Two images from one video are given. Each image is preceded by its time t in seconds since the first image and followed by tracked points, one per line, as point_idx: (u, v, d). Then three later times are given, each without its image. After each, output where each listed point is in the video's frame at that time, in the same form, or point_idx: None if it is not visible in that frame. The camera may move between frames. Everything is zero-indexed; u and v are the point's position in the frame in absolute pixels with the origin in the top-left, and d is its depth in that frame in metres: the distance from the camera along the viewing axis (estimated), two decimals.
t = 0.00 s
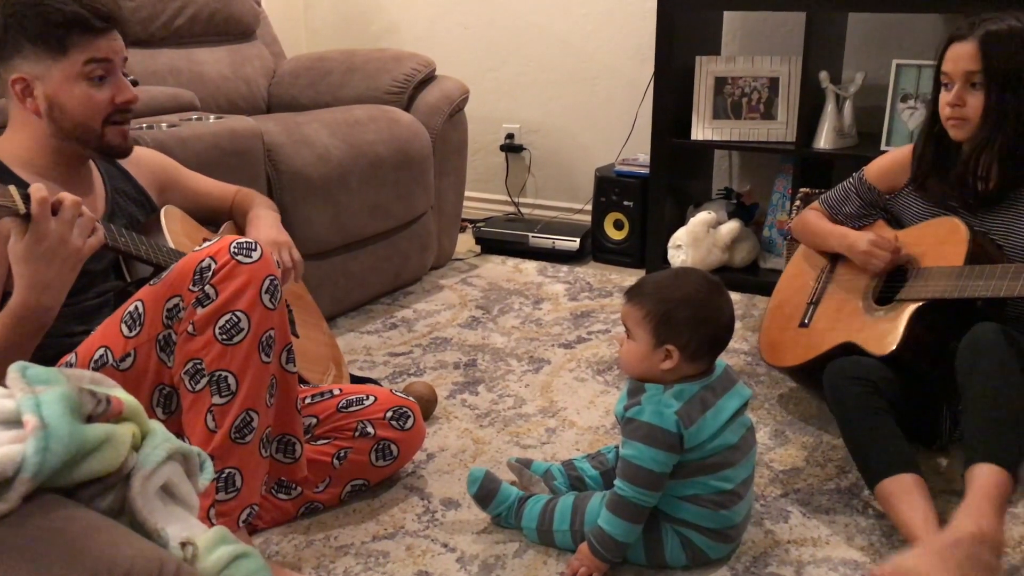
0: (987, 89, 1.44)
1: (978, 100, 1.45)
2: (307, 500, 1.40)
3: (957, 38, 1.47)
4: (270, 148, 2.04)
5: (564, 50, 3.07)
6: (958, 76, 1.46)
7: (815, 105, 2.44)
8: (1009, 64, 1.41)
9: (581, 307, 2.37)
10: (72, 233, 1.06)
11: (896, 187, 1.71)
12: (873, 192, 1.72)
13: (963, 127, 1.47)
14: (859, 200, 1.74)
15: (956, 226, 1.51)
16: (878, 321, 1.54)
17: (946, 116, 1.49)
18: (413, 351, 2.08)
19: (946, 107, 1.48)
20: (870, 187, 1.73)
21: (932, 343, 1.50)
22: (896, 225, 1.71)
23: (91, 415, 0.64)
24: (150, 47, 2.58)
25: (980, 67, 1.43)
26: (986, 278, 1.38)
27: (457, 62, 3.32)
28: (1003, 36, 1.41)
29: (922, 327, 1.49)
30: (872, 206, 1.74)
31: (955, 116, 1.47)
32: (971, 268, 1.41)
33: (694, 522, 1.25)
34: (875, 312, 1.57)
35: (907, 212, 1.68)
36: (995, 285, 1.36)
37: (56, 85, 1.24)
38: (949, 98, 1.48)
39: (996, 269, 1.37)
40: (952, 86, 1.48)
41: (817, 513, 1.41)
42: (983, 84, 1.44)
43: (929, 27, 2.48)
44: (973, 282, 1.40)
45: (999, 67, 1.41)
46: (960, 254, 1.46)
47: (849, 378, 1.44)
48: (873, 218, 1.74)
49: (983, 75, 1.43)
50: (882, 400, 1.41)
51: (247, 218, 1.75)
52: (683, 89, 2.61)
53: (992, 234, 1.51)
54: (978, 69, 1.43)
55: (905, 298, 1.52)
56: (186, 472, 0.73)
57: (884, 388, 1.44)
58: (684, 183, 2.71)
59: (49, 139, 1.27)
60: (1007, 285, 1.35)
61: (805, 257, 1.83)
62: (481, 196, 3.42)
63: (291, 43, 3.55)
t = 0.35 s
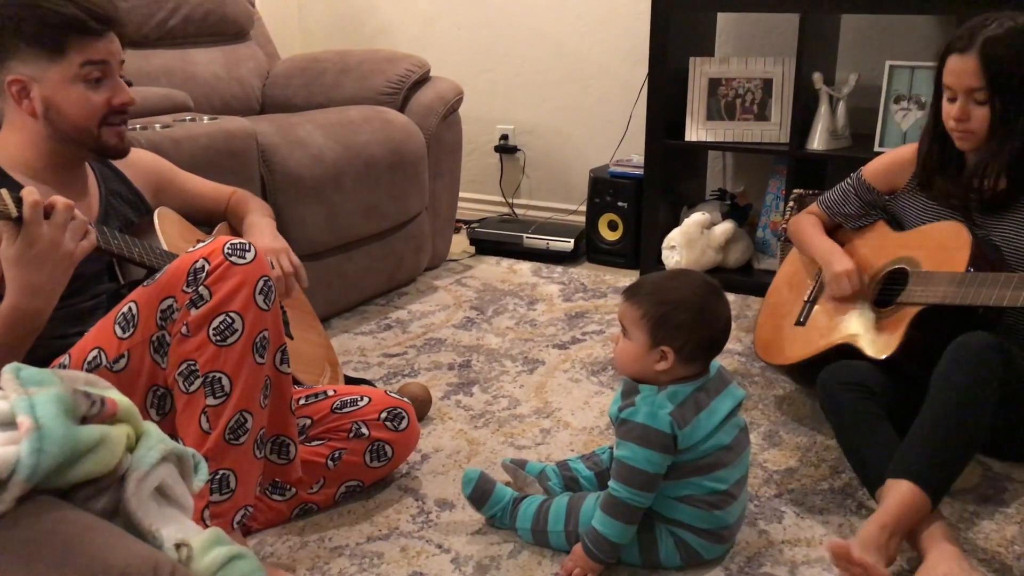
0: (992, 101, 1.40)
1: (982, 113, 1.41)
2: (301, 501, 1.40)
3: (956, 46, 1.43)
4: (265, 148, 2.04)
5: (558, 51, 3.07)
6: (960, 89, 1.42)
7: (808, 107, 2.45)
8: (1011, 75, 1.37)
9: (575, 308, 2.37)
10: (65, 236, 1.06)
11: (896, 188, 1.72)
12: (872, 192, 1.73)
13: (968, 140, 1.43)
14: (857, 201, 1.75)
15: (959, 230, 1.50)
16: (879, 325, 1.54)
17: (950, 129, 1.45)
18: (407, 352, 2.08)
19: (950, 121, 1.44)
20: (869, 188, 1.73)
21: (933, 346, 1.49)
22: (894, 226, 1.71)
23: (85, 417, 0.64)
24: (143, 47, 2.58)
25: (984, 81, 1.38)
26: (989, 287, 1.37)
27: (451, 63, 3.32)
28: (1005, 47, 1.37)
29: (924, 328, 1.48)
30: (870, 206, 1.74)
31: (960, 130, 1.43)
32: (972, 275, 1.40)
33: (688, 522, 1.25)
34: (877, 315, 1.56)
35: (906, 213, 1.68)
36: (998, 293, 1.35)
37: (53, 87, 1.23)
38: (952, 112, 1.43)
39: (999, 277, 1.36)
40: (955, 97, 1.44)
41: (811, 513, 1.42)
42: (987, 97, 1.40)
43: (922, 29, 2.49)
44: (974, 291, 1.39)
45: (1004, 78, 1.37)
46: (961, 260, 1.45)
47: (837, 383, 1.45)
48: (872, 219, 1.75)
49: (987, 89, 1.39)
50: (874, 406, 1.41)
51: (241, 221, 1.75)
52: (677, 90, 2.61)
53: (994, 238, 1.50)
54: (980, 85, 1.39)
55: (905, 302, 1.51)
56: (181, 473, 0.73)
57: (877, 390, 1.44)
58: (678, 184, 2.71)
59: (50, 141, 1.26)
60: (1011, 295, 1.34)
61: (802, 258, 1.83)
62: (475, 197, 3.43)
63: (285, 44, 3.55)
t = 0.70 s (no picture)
0: (1003, 109, 1.40)
1: (993, 121, 1.41)
2: (293, 501, 1.40)
3: (962, 53, 1.42)
4: (254, 148, 2.04)
5: (548, 50, 3.07)
6: (971, 97, 1.41)
7: (798, 106, 2.46)
8: None
9: (566, 307, 2.38)
10: (52, 239, 1.06)
11: (884, 187, 1.73)
12: (862, 191, 1.74)
13: (978, 148, 1.43)
14: (847, 200, 1.76)
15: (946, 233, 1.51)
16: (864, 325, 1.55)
17: (959, 136, 1.44)
18: (398, 352, 2.08)
19: (961, 129, 1.43)
20: (858, 186, 1.74)
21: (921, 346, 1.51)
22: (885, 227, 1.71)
23: (76, 417, 0.64)
24: (132, 48, 2.57)
25: (998, 90, 1.38)
26: (974, 293, 1.38)
27: (441, 63, 3.32)
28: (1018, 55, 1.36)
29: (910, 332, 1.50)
30: (860, 205, 1.75)
31: (972, 137, 1.43)
32: (957, 280, 1.40)
33: (679, 520, 1.25)
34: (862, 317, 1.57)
35: (894, 211, 1.69)
36: (985, 301, 1.35)
37: (36, 83, 1.23)
38: (964, 120, 1.42)
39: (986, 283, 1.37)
40: (963, 105, 1.43)
41: (801, 510, 1.43)
42: (999, 106, 1.40)
43: (910, 29, 2.50)
44: (959, 297, 1.39)
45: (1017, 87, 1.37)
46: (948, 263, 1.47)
47: (822, 382, 1.46)
48: (861, 218, 1.75)
49: (999, 98, 1.39)
50: (860, 405, 1.43)
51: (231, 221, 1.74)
52: (666, 90, 2.62)
53: (982, 243, 1.51)
54: (993, 94, 1.39)
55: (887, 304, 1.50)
56: (172, 474, 0.73)
57: (861, 390, 1.45)
58: (668, 183, 2.72)
59: (26, 139, 1.26)
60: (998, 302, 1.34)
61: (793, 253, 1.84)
62: (465, 197, 3.43)
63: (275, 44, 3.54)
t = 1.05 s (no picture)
0: (1005, 104, 1.41)
1: (996, 116, 1.42)
2: (282, 499, 1.39)
3: (962, 49, 1.43)
4: (242, 145, 2.03)
5: (537, 47, 3.07)
6: (975, 92, 1.42)
7: (786, 103, 2.47)
8: None
9: (556, 304, 2.38)
10: (39, 241, 1.06)
11: (871, 182, 1.73)
12: (848, 186, 1.74)
13: (980, 144, 1.44)
14: (835, 194, 1.76)
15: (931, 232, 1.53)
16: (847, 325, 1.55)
17: (960, 133, 1.44)
18: (388, 349, 2.08)
19: (964, 124, 1.43)
20: (846, 182, 1.74)
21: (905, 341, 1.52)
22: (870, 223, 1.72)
23: (64, 416, 0.64)
24: (119, 45, 2.56)
25: (1004, 84, 1.40)
26: (958, 292, 1.40)
27: (430, 59, 3.31)
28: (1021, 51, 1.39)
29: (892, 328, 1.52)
30: (846, 199, 1.76)
31: (973, 133, 1.43)
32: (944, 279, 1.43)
33: (669, 516, 1.26)
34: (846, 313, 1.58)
35: (880, 208, 1.70)
36: (972, 302, 1.38)
37: (20, 75, 1.24)
38: (967, 116, 1.42)
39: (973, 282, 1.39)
40: (965, 100, 1.44)
41: (790, 505, 1.44)
42: (1002, 100, 1.41)
43: (897, 25, 2.51)
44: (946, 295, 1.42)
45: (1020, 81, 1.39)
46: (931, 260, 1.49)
47: (806, 378, 1.46)
48: (848, 213, 1.76)
49: (1003, 92, 1.41)
50: (844, 400, 1.43)
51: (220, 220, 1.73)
52: (656, 86, 2.62)
53: (963, 242, 1.52)
54: (999, 88, 1.40)
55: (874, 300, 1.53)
56: (161, 474, 0.73)
57: (847, 386, 1.46)
58: (657, 180, 2.72)
59: (16, 133, 1.27)
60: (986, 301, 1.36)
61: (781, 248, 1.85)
62: (455, 194, 3.43)
63: (263, 41, 3.53)
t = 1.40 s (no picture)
0: (996, 100, 1.42)
1: (987, 112, 1.42)
2: (274, 496, 1.39)
3: (956, 43, 1.43)
4: (233, 142, 2.02)
5: (529, 43, 3.07)
6: (967, 87, 1.42)
7: (777, 99, 2.48)
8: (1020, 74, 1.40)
9: (548, 300, 2.38)
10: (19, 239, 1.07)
11: (861, 177, 1.73)
12: (838, 181, 1.75)
13: (970, 139, 1.44)
14: (824, 189, 1.77)
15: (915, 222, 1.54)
16: (840, 317, 1.56)
17: (950, 127, 1.44)
18: (380, 346, 2.08)
19: (954, 119, 1.43)
20: (835, 177, 1.75)
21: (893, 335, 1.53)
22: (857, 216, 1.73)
23: (55, 414, 0.63)
24: (109, 41, 2.55)
25: (996, 80, 1.40)
26: (938, 283, 1.41)
27: (421, 56, 3.31)
28: (1014, 48, 1.39)
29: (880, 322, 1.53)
30: (835, 194, 1.76)
31: (962, 128, 1.43)
32: (927, 269, 1.44)
33: (662, 511, 1.26)
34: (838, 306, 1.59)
35: (869, 202, 1.71)
36: (957, 292, 1.37)
37: (9, 76, 1.24)
38: (958, 110, 1.43)
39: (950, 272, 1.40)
40: (956, 94, 1.44)
41: (781, 500, 1.44)
42: (993, 97, 1.42)
43: (888, 21, 2.52)
44: (930, 286, 1.42)
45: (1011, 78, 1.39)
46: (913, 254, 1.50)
47: (798, 372, 1.47)
48: (836, 207, 1.77)
49: (994, 88, 1.41)
50: (836, 394, 1.44)
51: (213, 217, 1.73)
52: (647, 83, 2.63)
53: (956, 237, 1.53)
54: (991, 83, 1.41)
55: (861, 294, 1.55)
56: (153, 470, 0.73)
57: (839, 380, 1.47)
58: (649, 176, 2.73)
59: None
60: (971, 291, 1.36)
61: (773, 243, 1.85)
62: (446, 190, 3.42)
63: (254, 37, 3.51)
